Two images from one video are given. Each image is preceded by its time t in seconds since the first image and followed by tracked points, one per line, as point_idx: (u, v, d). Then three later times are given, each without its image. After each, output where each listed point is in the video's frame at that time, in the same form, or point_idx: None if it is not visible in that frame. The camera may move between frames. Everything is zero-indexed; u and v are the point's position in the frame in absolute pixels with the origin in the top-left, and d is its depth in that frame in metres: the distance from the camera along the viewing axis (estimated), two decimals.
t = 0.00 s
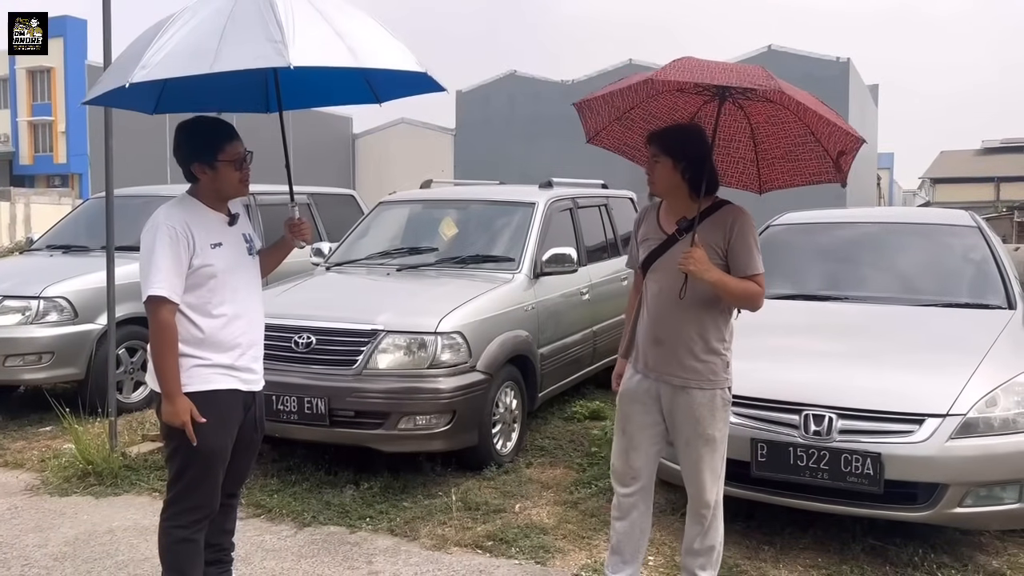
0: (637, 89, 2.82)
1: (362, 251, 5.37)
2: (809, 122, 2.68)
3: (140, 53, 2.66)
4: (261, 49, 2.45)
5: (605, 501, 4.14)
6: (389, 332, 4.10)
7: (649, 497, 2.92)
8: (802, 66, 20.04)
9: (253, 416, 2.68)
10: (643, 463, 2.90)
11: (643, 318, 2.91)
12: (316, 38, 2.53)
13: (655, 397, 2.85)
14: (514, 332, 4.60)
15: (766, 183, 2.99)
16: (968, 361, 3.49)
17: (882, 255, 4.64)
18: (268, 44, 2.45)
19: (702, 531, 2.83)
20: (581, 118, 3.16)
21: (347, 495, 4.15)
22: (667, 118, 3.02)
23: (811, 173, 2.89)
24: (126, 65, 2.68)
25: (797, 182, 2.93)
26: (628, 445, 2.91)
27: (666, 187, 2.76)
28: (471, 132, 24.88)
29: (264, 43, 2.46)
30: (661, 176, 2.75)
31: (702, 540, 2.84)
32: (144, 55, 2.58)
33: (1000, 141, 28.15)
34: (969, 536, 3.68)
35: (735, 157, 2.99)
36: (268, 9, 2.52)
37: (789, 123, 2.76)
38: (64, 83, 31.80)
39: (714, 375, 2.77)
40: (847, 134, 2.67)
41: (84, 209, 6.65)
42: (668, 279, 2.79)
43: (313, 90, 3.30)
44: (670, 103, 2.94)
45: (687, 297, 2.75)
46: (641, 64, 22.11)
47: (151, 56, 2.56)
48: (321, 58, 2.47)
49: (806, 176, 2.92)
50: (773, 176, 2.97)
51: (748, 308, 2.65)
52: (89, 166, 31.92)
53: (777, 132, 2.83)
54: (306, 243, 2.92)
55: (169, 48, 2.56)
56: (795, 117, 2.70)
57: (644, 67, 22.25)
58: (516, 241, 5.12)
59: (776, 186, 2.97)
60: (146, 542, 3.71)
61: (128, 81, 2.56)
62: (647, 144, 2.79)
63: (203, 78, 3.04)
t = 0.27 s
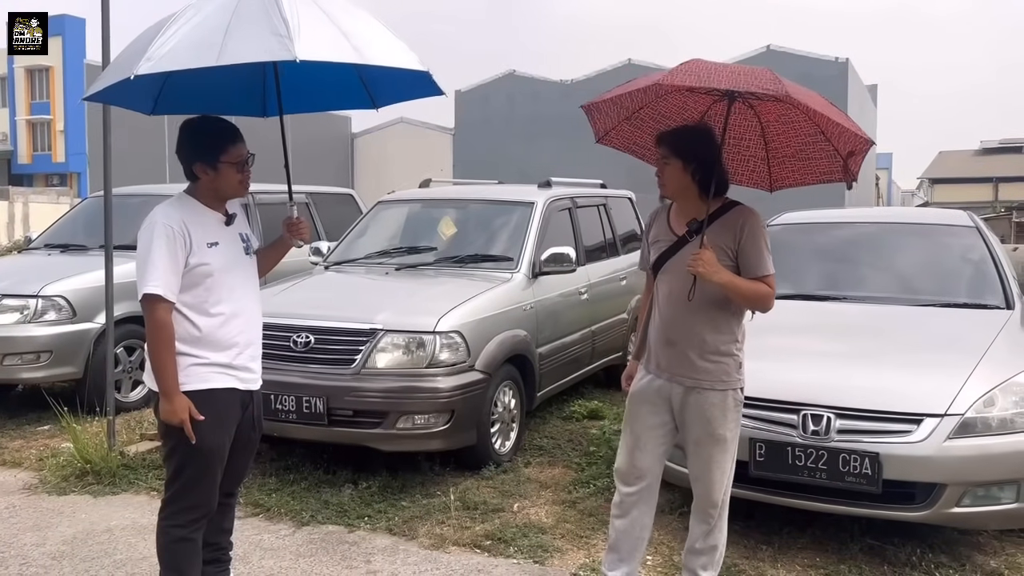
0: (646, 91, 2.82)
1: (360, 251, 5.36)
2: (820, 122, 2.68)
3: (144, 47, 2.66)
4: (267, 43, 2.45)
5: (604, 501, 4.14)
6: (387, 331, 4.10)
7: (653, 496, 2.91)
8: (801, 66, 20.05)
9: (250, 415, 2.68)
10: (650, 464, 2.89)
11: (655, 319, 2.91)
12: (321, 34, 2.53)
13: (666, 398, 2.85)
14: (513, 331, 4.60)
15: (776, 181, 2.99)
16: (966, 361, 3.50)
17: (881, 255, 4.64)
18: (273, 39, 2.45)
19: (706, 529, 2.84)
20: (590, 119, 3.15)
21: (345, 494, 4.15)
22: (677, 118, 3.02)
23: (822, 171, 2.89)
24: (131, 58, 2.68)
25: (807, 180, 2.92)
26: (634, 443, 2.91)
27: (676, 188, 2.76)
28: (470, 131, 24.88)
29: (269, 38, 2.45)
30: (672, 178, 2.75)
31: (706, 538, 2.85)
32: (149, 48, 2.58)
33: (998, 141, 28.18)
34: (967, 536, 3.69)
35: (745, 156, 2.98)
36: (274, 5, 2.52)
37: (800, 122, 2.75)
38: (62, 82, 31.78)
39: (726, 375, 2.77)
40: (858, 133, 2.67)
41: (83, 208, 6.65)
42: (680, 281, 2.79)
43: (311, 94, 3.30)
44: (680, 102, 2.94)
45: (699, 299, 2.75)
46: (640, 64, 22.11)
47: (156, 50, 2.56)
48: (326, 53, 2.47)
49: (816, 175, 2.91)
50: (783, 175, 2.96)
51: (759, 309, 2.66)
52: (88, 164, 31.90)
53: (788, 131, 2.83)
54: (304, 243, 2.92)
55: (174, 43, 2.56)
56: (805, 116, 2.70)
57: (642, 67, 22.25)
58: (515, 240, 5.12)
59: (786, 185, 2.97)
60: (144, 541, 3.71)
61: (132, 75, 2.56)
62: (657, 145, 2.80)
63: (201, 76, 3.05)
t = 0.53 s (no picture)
0: (656, 93, 2.82)
1: (359, 251, 5.37)
2: (830, 123, 2.68)
3: (148, 45, 2.66)
4: (272, 44, 2.44)
5: (602, 501, 4.15)
6: (387, 331, 4.10)
7: (657, 497, 2.91)
8: (800, 66, 20.06)
9: (249, 415, 2.68)
10: (657, 464, 2.90)
11: (660, 319, 2.91)
12: (325, 35, 2.53)
13: (671, 398, 2.84)
14: (512, 331, 4.60)
15: (788, 183, 2.99)
16: (965, 361, 3.50)
17: (880, 255, 4.65)
18: (278, 39, 2.45)
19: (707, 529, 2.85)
20: (600, 120, 3.15)
21: (344, 494, 4.15)
22: (687, 119, 3.02)
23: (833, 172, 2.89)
24: (135, 56, 2.68)
25: (819, 181, 2.93)
26: (640, 443, 2.91)
27: (683, 187, 2.76)
28: (469, 131, 24.88)
29: (275, 38, 2.45)
30: (679, 177, 2.75)
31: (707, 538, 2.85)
32: (153, 46, 2.58)
33: (997, 141, 28.20)
34: (966, 535, 3.69)
35: (756, 157, 2.99)
36: (279, 5, 2.53)
37: (810, 123, 2.76)
38: (61, 82, 31.77)
39: (731, 376, 2.77)
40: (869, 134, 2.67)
41: (82, 208, 6.65)
42: (686, 280, 2.79)
43: (312, 96, 3.29)
44: (690, 103, 2.94)
45: (705, 299, 2.75)
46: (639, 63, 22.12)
47: (161, 48, 2.56)
48: (331, 54, 2.47)
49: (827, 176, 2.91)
50: (794, 176, 2.96)
51: (764, 310, 2.66)
52: (87, 164, 31.89)
53: (798, 132, 2.83)
54: (303, 243, 2.92)
55: (179, 41, 2.56)
56: (816, 117, 2.70)
57: (642, 66, 22.25)
58: (514, 240, 5.12)
59: (798, 187, 2.97)
60: (143, 540, 3.71)
61: (136, 73, 2.55)
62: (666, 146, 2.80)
63: (202, 75, 3.04)
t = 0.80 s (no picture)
0: (661, 89, 2.81)
1: (359, 250, 5.37)
2: (833, 122, 2.69)
3: (151, 43, 2.66)
4: (275, 43, 2.45)
5: (601, 500, 4.15)
6: (386, 331, 4.10)
7: (657, 496, 2.91)
8: (799, 65, 20.06)
9: (248, 415, 2.68)
10: (655, 463, 2.90)
11: (662, 317, 2.91)
12: (328, 36, 2.53)
13: (673, 397, 2.85)
14: (511, 331, 4.60)
15: (788, 182, 2.99)
16: (963, 360, 3.50)
17: (878, 255, 4.65)
18: (281, 39, 2.45)
19: (706, 528, 2.85)
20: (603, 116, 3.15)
21: (343, 493, 4.15)
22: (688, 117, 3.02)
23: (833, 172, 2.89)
24: (137, 54, 2.68)
25: (819, 181, 2.93)
26: (640, 442, 2.92)
27: (693, 185, 2.75)
28: (468, 131, 24.88)
29: (277, 38, 2.45)
30: (691, 173, 2.74)
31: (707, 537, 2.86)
32: (156, 44, 2.59)
33: (996, 141, 28.22)
34: (964, 535, 3.69)
35: (756, 156, 2.99)
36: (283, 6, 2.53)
37: (813, 123, 2.76)
38: (60, 81, 31.76)
39: (733, 374, 2.77)
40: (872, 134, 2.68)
41: (81, 207, 6.65)
42: (689, 279, 2.79)
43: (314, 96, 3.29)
44: (692, 101, 2.95)
45: (708, 297, 2.75)
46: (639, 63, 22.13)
47: (164, 46, 2.56)
48: (333, 55, 2.48)
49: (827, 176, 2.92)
50: (794, 176, 2.97)
51: (767, 309, 2.67)
52: (86, 163, 31.88)
53: (800, 131, 2.83)
54: (302, 243, 2.92)
55: (182, 40, 2.56)
56: (818, 116, 2.71)
57: (641, 66, 22.26)
58: (513, 240, 5.13)
59: (797, 186, 2.97)
60: (142, 540, 3.71)
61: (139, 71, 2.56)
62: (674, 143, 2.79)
63: (204, 75, 3.04)
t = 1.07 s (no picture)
0: (664, 89, 2.81)
1: (359, 250, 5.37)
2: (834, 123, 2.69)
3: (154, 41, 2.66)
4: (278, 42, 2.45)
5: (601, 500, 4.15)
6: (386, 331, 4.10)
7: (657, 495, 2.91)
8: (799, 65, 20.07)
9: (249, 415, 2.69)
10: (655, 463, 2.90)
11: (663, 317, 2.90)
12: (331, 36, 2.53)
13: (674, 397, 2.85)
14: (511, 331, 4.60)
15: (782, 184, 2.99)
16: (963, 360, 3.51)
17: (878, 255, 4.65)
18: (284, 38, 2.45)
19: (706, 528, 2.86)
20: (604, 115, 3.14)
21: (344, 494, 4.16)
22: (687, 117, 3.03)
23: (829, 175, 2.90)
24: (140, 52, 2.69)
25: (814, 183, 2.93)
26: (640, 442, 2.91)
27: (705, 187, 2.76)
28: (468, 131, 24.88)
29: (280, 37, 2.46)
30: (705, 175, 2.74)
31: (708, 537, 2.86)
32: (160, 42, 2.59)
33: (996, 141, 28.22)
34: (964, 535, 3.70)
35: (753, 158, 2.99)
36: (286, 5, 2.53)
37: (812, 125, 2.77)
38: (60, 82, 31.74)
39: (736, 374, 2.78)
40: (872, 136, 2.69)
41: (81, 207, 6.65)
42: (690, 279, 2.79)
43: (317, 96, 3.29)
44: (693, 102, 2.95)
45: (710, 297, 2.76)
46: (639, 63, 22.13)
47: (167, 44, 2.57)
48: (335, 55, 2.48)
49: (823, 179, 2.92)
50: (789, 177, 2.97)
51: (768, 309, 2.67)
52: (86, 163, 31.86)
53: (798, 133, 2.83)
54: (303, 244, 2.92)
55: (185, 38, 2.57)
56: (818, 118, 2.71)
57: (641, 66, 22.26)
58: (513, 240, 5.13)
59: (792, 188, 2.96)
60: (142, 540, 3.71)
61: (142, 68, 2.56)
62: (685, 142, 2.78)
63: (207, 74, 3.05)
